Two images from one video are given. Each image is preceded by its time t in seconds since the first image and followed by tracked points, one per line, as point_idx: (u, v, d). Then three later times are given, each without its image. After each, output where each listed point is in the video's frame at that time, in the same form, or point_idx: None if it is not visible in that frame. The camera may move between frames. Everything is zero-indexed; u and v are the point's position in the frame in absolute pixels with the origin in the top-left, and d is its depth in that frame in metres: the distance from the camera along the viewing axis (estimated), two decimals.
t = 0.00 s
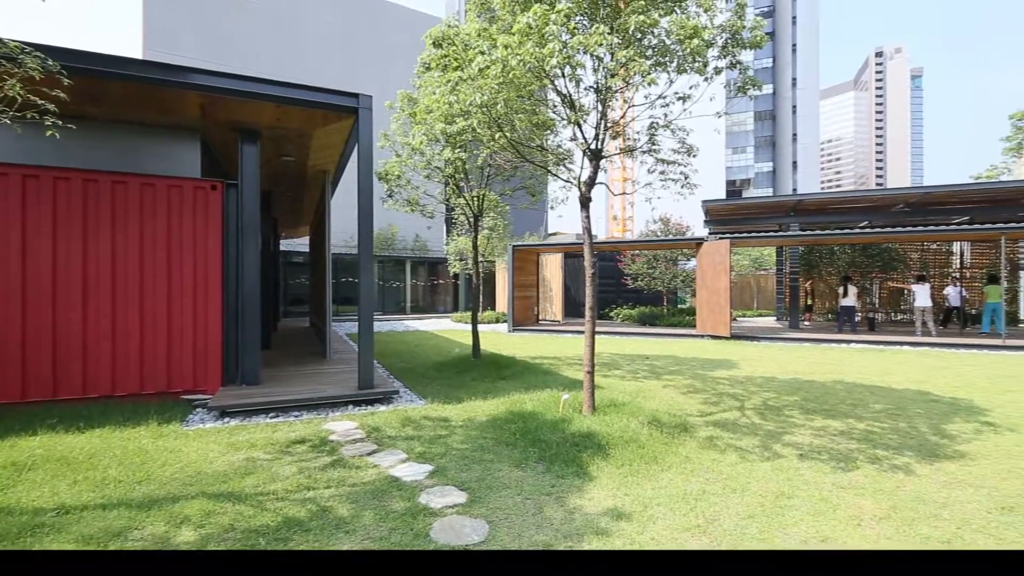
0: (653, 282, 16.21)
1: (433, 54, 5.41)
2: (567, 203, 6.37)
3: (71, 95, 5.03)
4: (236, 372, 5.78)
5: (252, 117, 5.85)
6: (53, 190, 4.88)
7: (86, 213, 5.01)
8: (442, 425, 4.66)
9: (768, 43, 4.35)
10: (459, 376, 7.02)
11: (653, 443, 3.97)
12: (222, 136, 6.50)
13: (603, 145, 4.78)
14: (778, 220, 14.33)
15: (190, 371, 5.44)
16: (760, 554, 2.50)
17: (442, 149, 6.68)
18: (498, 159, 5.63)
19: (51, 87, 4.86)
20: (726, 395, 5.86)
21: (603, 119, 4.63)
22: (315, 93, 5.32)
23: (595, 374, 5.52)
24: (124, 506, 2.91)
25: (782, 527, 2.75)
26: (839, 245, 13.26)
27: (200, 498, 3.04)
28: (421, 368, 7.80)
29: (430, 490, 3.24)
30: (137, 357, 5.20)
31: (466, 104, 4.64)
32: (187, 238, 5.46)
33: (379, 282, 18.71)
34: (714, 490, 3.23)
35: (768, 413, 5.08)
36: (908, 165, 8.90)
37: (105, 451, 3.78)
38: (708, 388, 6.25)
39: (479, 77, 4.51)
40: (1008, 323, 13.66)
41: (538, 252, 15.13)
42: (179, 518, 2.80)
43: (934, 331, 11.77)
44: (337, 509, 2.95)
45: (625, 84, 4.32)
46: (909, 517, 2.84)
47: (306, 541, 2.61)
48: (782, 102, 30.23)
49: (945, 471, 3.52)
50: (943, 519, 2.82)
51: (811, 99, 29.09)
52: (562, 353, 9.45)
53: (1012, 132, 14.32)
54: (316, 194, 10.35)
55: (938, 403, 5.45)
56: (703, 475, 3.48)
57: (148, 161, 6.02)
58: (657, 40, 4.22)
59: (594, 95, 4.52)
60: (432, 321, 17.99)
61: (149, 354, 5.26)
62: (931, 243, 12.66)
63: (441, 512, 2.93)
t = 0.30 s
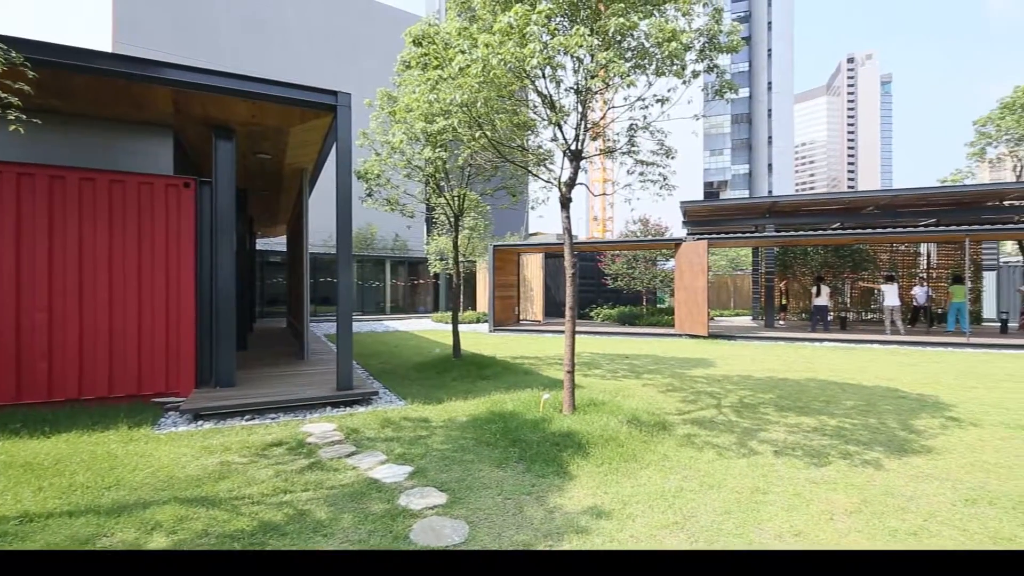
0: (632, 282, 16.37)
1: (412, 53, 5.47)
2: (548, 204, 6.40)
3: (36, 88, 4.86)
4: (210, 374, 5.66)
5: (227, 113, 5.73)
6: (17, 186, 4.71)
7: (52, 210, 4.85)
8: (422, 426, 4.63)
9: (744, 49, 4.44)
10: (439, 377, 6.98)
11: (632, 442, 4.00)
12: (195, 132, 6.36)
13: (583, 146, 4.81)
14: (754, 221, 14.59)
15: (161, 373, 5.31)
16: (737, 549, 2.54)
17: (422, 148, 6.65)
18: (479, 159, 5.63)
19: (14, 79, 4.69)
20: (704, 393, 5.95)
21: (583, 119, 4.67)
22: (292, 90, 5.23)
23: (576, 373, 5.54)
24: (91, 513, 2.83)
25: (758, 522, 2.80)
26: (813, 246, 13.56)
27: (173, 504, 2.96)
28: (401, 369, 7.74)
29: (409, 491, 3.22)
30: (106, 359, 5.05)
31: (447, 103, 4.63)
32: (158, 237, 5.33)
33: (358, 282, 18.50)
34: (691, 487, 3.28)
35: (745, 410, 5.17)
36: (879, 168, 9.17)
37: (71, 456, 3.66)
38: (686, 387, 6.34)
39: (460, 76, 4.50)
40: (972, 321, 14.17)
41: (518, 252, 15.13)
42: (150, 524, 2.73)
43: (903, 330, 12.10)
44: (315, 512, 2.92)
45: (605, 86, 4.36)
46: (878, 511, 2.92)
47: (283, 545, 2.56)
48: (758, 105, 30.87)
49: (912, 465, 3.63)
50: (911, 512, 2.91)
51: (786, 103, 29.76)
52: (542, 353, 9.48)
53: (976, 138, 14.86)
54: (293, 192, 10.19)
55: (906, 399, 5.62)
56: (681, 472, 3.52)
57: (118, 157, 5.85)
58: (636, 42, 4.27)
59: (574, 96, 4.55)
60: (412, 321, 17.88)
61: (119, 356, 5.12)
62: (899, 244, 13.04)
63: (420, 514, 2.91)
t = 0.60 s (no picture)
0: (613, 282, 16.50)
1: (392, 51, 5.44)
2: (529, 204, 6.40)
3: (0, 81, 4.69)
4: (184, 376, 5.55)
5: (202, 110, 5.61)
6: None
7: (16, 207, 4.69)
8: (403, 426, 4.60)
9: (722, 52, 4.48)
10: (421, 377, 6.93)
11: (612, 440, 4.04)
12: (169, 128, 6.21)
13: (564, 147, 4.82)
14: (732, 223, 14.81)
15: (133, 376, 5.17)
16: (715, 545, 2.58)
17: (402, 146, 6.60)
18: (460, 158, 5.61)
19: None
20: (683, 392, 6.03)
21: (564, 120, 4.69)
22: (270, 87, 5.15)
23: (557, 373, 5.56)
24: (59, 520, 2.75)
25: (735, 518, 2.84)
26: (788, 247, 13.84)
27: (145, 509, 2.89)
28: (382, 369, 7.67)
29: (389, 493, 3.19)
30: (74, 362, 4.91)
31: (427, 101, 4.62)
32: (129, 235, 5.19)
33: (338, 282, 18.29)
34: (670, 484, 3.32)
35: (722, 408, 5.26)
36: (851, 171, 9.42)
37: (38, 462, 3.55)
38: (666, 386, 6.42)
39: (441, 75, 4.49)
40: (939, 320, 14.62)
41: (500, 252, 15.13)
42: (121, 531, 2.66)
43: (874, 329, 12.43)
44: (293, 515, 2.88)
45: (586, 87, 4.38)
46: (851, 505, 2.99)
47: (259, 550, 2.52)
48: (735, 108, 31.45)
49: (883, 460, 3.73)
50: (881, 506, 2.99)
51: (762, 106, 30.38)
52: (524, 353, 9.50)
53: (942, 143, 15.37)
54: (270, 190, 10.03)
55: (877, 396, 5.77)
56: (660, 470, 3.57)
57: (87, 153, 5.67)
58: (616, 44, 4.30)
59: (555, 97, 4.56)
60: (393, 321, 17.75)
61: (88, 358, 4.97)
62: (870, 245, 13.39)
63: (401, 515, 2.89)
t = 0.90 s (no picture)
0: (592, 282, 16.63)
1: (371, 48, 5.31)
2: (509, 205, 6.40)
3: None
4: (154, 378, 5.41)
5: (173, 105, 5.47)
6: None
7: None
8: (381, 428, 4.55)
9: (698, 55, 4.52)
10: (400, 378, 6.87)
11: (591, 439, 4.06)
12: (138, 123, 6.05)
13: (543, 147, 4.83)
14: (708, 224, 15.00)
15: (100, 378, 5.02)
16: (691, 541, 2.61)
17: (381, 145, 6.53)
18: (439, 158, 5.59)
19: None
20: (661, 390, 6.10)
21: (544, 121, 4.69)
22: (244, 82, 5.05)
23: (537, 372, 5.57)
24: (20, 529, 2.65)
25: (710, 514, 2.89)
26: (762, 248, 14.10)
27: (112, 516, 2.81)
28: (360, 370, 7.59)
29: (367, 495, 3.16)
30: (38, 365, 4.73)
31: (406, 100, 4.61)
32: (97, 234, 5.03)
33: (315, 282, 18.03)
34: (648, 482, 3.36)
35: (699, 406, 5.34)
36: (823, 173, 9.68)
37: None
38: (644, 384, 6.49)
39: (420, 73, 4.47)
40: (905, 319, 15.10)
41: (480, 252, 15.10)
42: (86, 539, 2.58)
43: (844, 327, 12.76)
44: (268, 520, 2.82)
45: (566, 88, 4.39)
46: (822, 499, 3.07)
47: (232, 556, 2.47)
48: (712, 111, 31.97)
49: (853, 455, 3.83)
50: (851, 500, 3.07)
51: (737, 109, 30.95)
52: (504, 353, 9.50)
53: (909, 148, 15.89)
54: (244, 188, 9.84)
55: (847, 393, 5.93)
56: (638, 468, 3.60)
57: (51, 149, 5.46)
58: (595, 46, 4.34)
59: (535, 97, 4.57)
60: (371, 322, 17.58)
61: (53, 361, 4.80)
62: (841, 246, 13.74)
63: (379, 517, 2.86)
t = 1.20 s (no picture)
0: (573, 282, 16.72)
1: (350, 45, 5.21)
2: (490, 204, 6.38)
3: None
4: (124, 381, 5.28)
5: (144, 100, 5.33)
6: None
7: None
8: (360, 429, 4.51)
9: (676, 58, 4.60)
10: (379, 379, 6.80)
11: (572, 439, 4.08)
12: (108, 118, 5.88)
13: (524, 147, 4.83)
14: (687, 224, 15.27)
15: (67, 382, 4.87)
16: (669, 538, 2.64)
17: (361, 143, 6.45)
18: (419, 157, 5.54)
19: None
20: (640, 389, 6.17)
21: (524, 121, 4.70)
22: (218, 78, 4.94)
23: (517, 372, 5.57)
24: None
25: (688, 511, 2.93)
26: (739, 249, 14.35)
27: (79, 523, 2.72)
28: (339, 371, 7.49)
29: (346, 497, 3.12)
30: None
31: (385, 98, 4.55)
32: (64, 231, 4.88)
33: (292, 282, 17.76)
34: (627, 480, 3.39)
35: (677, 404, 5.40)
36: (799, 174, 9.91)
37: None
38: (624, 384, 6.55)
39: (399, 71, 4.45)
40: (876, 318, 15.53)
41: (461, 252, 15.04)
42: (51, 548, 2.50)
43: (818, 326, 13.05)
44: (243, 524, 2.77)
45: (546, 89, 4.39)
46: (796, 495, 3.13)
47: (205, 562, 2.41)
48: (690, 113, 32.44)
49: (826, 451, 3.92)
50: (823, 494, 3.14)
51: (715, 112, 31.48)
52: (485, 353, 9.48)
53: (879, 151, 16.35)
54: (219, 186, 9.64)
55: (821, 390, 6.07)
56: (618, 466, 3.63)
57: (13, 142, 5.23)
58: (576, 47, 4.36)
59: (516, 97, 4.58)
60: (351, 322, 17.39)
61: (16, 365, 4.63)
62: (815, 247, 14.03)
63: (358, 520, 2.83)
